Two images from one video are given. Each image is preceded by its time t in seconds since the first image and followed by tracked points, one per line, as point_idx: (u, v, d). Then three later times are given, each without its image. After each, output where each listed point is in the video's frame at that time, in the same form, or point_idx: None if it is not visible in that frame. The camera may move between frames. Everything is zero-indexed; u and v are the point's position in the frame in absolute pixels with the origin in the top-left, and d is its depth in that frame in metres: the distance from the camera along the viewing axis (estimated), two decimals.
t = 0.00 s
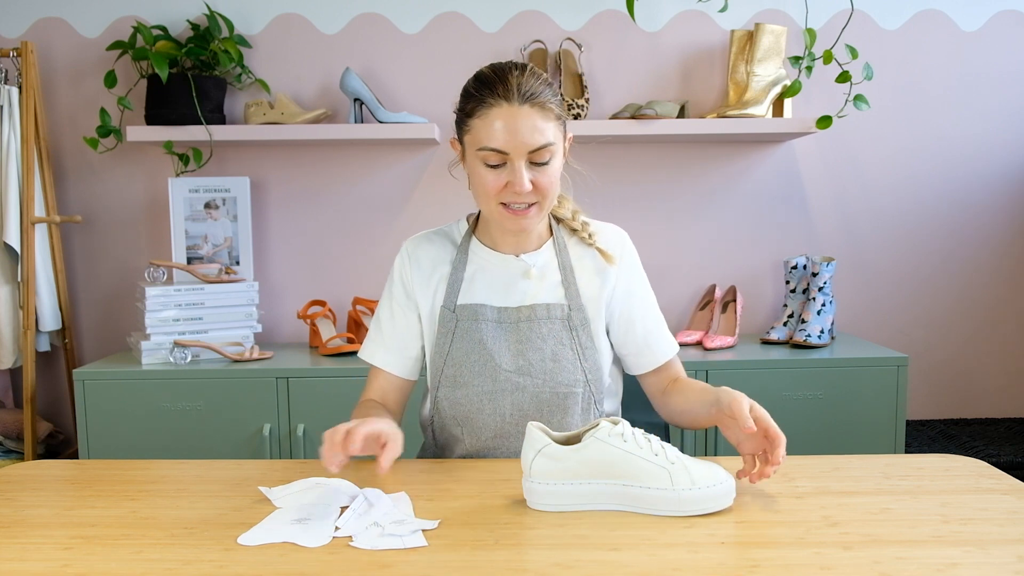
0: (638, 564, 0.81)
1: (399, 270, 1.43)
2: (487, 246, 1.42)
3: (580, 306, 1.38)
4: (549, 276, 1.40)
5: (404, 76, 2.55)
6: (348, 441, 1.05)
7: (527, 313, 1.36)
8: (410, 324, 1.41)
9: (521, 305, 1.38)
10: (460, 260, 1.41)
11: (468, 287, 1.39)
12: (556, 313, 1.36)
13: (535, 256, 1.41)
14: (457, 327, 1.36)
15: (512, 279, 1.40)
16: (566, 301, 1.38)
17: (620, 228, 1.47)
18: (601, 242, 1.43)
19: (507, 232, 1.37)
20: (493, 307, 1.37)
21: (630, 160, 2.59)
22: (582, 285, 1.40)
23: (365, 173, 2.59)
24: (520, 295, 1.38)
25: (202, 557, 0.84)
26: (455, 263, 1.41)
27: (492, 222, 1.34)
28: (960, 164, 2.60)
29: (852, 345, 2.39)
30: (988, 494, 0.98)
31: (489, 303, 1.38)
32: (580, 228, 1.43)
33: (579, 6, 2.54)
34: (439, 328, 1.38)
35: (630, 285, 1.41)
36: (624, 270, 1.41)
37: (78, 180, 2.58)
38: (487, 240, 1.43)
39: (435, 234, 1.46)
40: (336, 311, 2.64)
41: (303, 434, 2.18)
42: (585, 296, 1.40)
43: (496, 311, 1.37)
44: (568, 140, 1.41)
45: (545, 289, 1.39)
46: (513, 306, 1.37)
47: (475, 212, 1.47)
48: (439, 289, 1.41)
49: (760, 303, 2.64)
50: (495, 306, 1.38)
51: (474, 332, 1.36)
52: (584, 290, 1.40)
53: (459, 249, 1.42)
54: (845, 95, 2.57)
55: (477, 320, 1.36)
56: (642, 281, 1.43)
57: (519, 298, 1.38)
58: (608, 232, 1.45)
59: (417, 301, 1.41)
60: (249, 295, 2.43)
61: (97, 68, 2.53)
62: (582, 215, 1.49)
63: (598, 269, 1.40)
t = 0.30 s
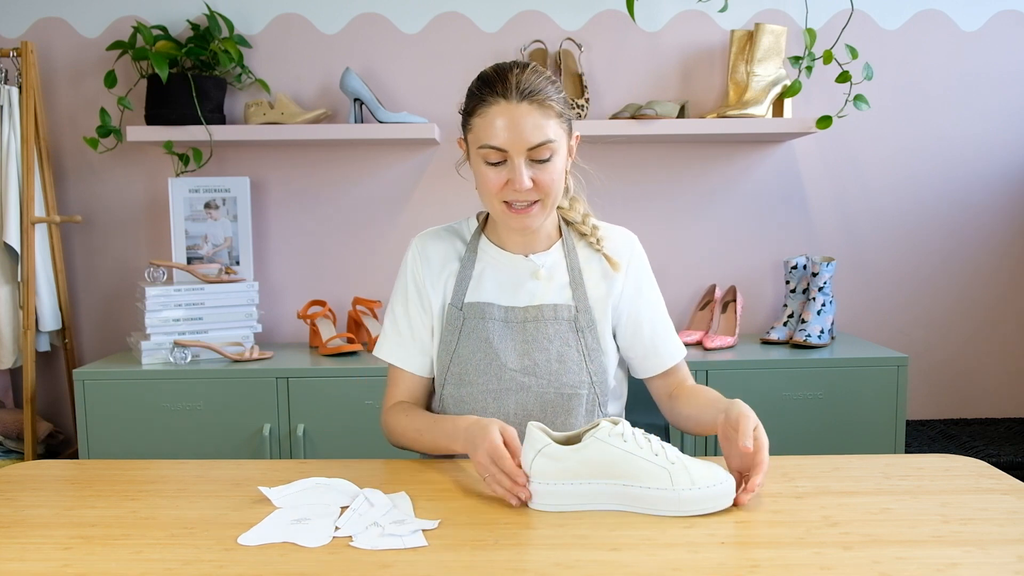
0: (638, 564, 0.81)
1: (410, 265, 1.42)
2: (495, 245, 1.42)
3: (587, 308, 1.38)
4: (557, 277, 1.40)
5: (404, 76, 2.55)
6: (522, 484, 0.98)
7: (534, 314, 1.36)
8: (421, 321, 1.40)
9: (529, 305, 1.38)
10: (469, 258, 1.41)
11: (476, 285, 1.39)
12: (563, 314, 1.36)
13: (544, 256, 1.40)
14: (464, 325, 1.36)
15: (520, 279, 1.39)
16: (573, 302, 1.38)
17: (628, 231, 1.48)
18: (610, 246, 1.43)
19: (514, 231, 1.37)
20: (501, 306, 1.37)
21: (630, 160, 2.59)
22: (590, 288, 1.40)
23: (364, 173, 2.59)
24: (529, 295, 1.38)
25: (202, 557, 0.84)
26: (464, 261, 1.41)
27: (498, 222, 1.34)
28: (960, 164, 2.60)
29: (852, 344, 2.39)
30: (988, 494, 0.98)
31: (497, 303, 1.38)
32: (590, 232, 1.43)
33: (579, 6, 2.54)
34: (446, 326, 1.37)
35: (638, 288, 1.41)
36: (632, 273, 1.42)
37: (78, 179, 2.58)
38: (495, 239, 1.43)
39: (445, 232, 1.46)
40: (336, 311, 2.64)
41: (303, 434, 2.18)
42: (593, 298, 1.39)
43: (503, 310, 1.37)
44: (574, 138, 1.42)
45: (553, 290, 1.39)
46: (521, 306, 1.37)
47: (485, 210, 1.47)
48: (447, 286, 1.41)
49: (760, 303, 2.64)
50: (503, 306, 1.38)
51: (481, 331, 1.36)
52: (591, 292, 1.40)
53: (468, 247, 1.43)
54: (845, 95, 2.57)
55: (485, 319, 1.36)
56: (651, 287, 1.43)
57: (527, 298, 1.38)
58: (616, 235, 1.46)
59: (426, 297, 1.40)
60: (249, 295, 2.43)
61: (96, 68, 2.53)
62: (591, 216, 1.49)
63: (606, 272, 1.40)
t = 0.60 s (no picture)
0: (638, 564, 0.81)
1: (414, 263, 1.42)
2: (499, 244, 1.42)
3: (591, 309, 1.38)
4: (562, 277, 1.40)
5: (404, 76, 2.55)
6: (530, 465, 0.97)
7: (538, 313, 1.36)
8: (425, 319, 1.39)
9: (533, 305, 1.38)
10: (474, 257, 1.41)
11: (481, 284, 1.40)
12: (566, 313, 1.36)
13: (549, 257, 1.40)
14: (467, 324, 1.36)
15: (524, 279, 1.39)
16: (577, 303, 1.38)
17: (630, 232, 1.48)
18: (614, 248, 1.44)
19: (518, 229, 1.37)
20: (504, 305, 1.37)
21: (630, 160, 2.59)
22: (594, 289, 1.40)
23: (364, 173, 2.59)
24: (533, 295, 1.39)
25: (202, 557, 0.84)
26: (469, 259, 1.41)
27: (502, 216, 1.34)
28: (960, 164, 2.60)
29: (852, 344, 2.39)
30: (988, 494, 0.98)
31: (501, 302, 1.39)
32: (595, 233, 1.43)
33: (579, 6, 2.54)
34: (450, 325, 1.37)
35: (642, 289, 1.42)
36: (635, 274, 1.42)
37: (78, 179, 2.58)
38: (499, 238, 1.42)
39: (449, 230, 1.46)
40: (336, 311, 2.64)
41: (303, 434, 2.18)
42: (597, 299, 1.40)
43: (508, 310, 1.37)
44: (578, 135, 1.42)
45: (557, 290, 1.39)
46: (525, 306, 1.38)
47: (489, 210, 1.47)
48: (451, 284, 1.41)
49: (760, 303, 2.64)
50: (507, 305, 1.38)
51: (484, 329, 1.35)
52: (595, 293, 1.40)
53: (472, 245, 1.43)
54: (845, 95, 2.57)
55: (488, 318, 1.36)
56: (654, 289, 1.43)
57: (531, 298, 1.38)
58: (619, 236, 1.46)
59: (431, 295, 1.40)
60: (249, 295, 2.43)
61: (97, 68, 2.53)
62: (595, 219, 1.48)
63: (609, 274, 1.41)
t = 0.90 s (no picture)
0: (638, 564, 0.81)
1: (421, 262, 1.37)
2: (502, 245, 1.41)
3: (592, 308, 1.38)
4: (564, 277, 1.40)
5: (404, 76, 2.55)
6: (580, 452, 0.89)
7: (540, 312, 1.37)
8: (444, 309, 1.33)
9: (536, 303, 1.38)
10: (478, 256, 1.40)
11: (487, 283, 1.39)
12: (569, 312, 1.37)
13: (551, 257, 1.40)
14: (474, 324, 1.36)
15: (528, 278, 1.39)
16: (579, 301, 1.38)
17: (625, 234, 1.49)
18: (612, 251, 1.44)
19: (516, 225, 1.38)
20: (509, 303, 1.37)
21: (630, 160, 2.59)
22: (595, 289, 1.41)
23: (364, 173, 2.58)
24: (537, 294, 1.39)
25: (202, 557, 0.84)
26: (475, 257, 1.40)
27: (497, 209, 1.34)
28: (960, 164, 2.60)
29: (852, 345, 2.39)
30: (988, 494, 0.98)
31: (506, 300, 1.38)
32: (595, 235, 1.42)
33: (579, 6, 2.54)
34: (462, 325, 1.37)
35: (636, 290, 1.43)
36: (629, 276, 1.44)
37: (78, 180, 2.58)
38: (500, 238, 1.42)
39: (445, 233, 1.44)
40: (336, 311, 2.64)
41: (303, 434, 2.18)
42: (597, 299, 1.40)
43: (512, 307, 1.37)
44: (575, 132, 1.43)
45: (560, 289, 1.39)
46: (529, 304, 1.38)
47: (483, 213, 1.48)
48: (460, 283, 1.38)
49: (760, 303, 2.64)
50: (512, 304, 1.38)
51: (491, 328, 1.35)
52: (596, 294, 1.40)
53: (474, 246, 1.42)
54: (845, 95, 2.57)
55: (495, 317, 1.36)
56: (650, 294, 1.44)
57: (534, 298, 1.39)
58: (615, 238, 1.46)
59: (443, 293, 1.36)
60: (249, 295, 2.43)
61: (97, 68, 2.53)
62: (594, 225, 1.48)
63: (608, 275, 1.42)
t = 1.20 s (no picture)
0: (638, 564, 0.81)
1: (422, 264, 1.37)
2: (501, 245, 1.41)
3: (590, 307, 1.38)
4: (562, 277, 1.40)
5: (404, 76, 2.55)
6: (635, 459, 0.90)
7: (538, 312, 1.37)
8: (446, 309, 1.32)
9: (534, 304, 1.38)
10: (478, 257, 1.40)
11: (486, 284, 1.39)
12: (567, 312, 1.37)
13: (548, 257, 1.40)
14: (474, 325, 1.37)
15: (526, 278, 1.40)
16: (576, 301, 1.38)
17: (622, 233, 1.49)
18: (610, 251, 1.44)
19: (513, 225, 1.38)
20: (507, 303, 1.37)
21: (630, 160, 2.59)
22: (592, 289, 1.40)
23: (364, 173, 2.59)
24: (535, 294, 1.39)
25: (202, 557, 0.84)
26: (474, 258, 1.40)
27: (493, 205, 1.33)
28: (960, 164, 2.60)
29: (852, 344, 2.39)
30: (988, 494, 0.98)
31: (506, 301, 1.38)
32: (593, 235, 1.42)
33: (579, 6, 2.54)
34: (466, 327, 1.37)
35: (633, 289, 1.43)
36: (627, 275, 1.43)
37: (78, 179, 2.58)
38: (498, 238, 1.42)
39: (442, 235, 1.43)
40: (336, 311, 2.64)
41: (303, 434, 2.18)
42: (595, 299, 1.40)
43: (511, 307, 1.37)
44: (572, 131, 1.43)
45: (558, 288, 1.39)
46: (528, 304, 1.38)
47: (480, 214, 1.48)
48: (461, 285, 1.38)
49: (760, 303, 2.64)
50: (511, 304, 1.38)
51: (490, 330, 1.35)
52: (593, 294, 1.40)
53: (474, 246, 1.42)
54: (845, 95, 2.57)
55: (494, 318, 1.36)
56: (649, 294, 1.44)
57: (532, 298, 1.39)
58: (612, 238, 1.46)
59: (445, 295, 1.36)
60: (249, 295, 2.43)
61: (97, 68, 2.53)
62: (592, 226, 1.48)
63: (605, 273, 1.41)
